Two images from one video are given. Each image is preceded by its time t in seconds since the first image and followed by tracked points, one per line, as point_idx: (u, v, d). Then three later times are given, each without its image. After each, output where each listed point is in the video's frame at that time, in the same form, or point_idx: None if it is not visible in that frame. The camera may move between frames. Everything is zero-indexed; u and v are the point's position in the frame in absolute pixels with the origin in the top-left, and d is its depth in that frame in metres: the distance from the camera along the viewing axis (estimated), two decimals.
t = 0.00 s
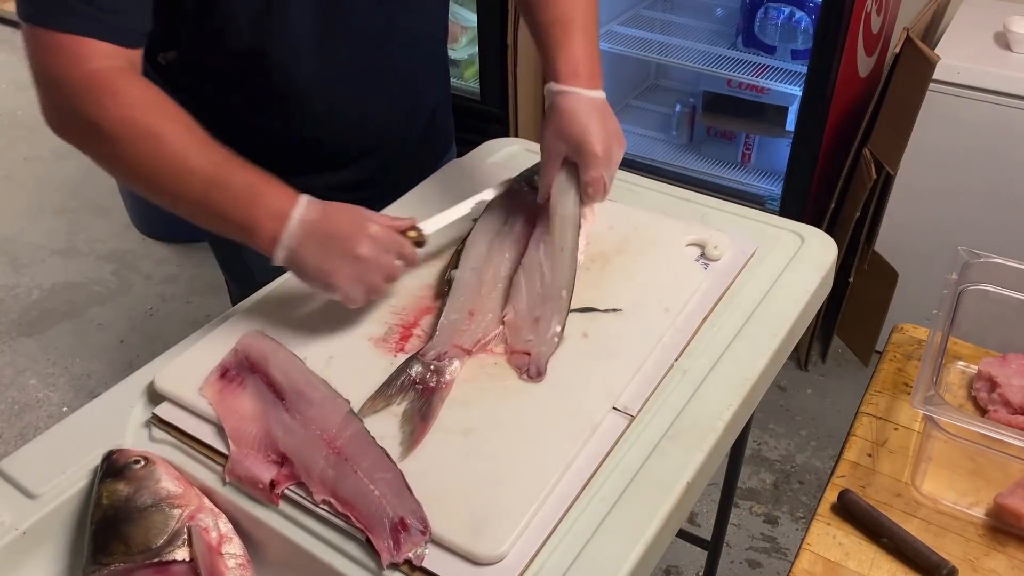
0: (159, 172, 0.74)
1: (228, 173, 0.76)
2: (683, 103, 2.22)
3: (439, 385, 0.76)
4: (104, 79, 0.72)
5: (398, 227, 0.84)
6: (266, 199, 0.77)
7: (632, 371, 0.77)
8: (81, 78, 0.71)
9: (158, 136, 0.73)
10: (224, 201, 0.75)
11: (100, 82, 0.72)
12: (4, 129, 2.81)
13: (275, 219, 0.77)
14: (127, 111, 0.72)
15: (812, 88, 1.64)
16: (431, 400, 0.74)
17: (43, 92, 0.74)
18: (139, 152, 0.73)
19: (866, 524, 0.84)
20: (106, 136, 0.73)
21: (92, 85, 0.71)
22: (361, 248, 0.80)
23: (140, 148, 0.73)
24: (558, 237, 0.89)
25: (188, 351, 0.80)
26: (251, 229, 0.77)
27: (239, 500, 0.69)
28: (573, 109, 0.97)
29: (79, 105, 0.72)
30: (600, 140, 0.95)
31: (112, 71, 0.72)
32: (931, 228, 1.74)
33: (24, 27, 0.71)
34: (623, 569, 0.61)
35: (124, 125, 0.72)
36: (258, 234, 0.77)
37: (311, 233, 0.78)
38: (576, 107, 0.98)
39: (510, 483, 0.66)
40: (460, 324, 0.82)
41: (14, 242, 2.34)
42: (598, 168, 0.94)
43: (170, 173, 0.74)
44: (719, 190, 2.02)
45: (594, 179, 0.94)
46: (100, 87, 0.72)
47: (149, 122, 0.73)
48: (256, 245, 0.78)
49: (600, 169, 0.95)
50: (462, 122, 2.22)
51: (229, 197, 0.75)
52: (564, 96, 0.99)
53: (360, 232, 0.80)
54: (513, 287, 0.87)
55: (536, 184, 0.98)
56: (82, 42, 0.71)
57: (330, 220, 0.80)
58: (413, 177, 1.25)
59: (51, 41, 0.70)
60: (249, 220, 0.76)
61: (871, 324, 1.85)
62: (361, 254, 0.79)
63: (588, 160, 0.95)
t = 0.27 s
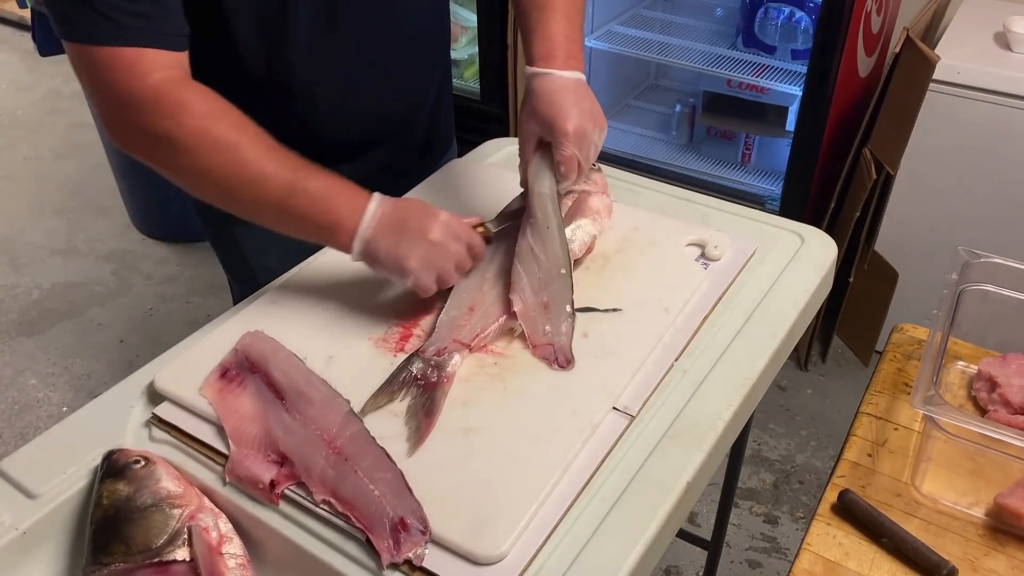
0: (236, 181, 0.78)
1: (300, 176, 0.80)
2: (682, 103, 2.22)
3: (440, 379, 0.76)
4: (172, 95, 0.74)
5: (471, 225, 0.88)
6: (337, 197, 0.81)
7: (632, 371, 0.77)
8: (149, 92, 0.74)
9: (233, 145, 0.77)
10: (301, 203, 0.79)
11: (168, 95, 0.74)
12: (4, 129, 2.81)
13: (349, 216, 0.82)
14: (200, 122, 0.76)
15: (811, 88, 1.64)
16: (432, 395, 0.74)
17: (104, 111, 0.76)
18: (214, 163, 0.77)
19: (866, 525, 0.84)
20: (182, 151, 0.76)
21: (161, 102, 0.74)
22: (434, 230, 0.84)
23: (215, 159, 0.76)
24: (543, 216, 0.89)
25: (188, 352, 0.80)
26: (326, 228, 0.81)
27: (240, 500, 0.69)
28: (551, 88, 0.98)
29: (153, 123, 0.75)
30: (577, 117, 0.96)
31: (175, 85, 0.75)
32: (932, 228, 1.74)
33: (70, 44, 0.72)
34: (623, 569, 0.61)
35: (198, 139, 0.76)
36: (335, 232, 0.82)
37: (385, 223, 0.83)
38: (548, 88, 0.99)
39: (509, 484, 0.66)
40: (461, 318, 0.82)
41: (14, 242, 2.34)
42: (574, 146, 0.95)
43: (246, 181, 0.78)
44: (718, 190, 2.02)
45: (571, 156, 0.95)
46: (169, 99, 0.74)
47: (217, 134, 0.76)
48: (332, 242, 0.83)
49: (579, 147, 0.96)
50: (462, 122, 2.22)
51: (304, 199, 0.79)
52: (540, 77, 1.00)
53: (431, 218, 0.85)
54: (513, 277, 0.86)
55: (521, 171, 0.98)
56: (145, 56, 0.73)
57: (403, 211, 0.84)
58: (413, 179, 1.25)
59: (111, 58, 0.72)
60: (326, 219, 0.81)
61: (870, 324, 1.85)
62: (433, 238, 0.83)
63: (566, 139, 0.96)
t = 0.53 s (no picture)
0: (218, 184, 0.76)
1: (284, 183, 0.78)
2: (683, 103, 2.22)
3: (439, 379, 0.76)
4: (161, 94, 0.74)
5: (457, 254, 0.84)
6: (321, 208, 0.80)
7: (632, 371, 0.77)
8: (140, 89, 0.74)
9: (221, 149, 0.76)
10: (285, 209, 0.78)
11: (160, 94, 0.74)
12: (4, 129, 2.81)
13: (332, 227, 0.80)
14: (190, 122, 0.75)
15: (811, 88, 1.64)
16: (432, 395, 0.74)
17: (94, 111, 0.76)
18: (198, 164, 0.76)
19: (866, 525, 0.84)
20: (166, 151, 0.75)
21: (150, 100, 0.74)
22: (414, 251, 0.81)
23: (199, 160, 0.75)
24: (535, 212, 0.89)
25: (188, 352, 0.80)
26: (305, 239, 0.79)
27: (239, 500, 0.69)
28: (542, 87, 0.98)
29: (139, 121, 0.74)
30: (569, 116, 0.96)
31: (164, 85, 0.75)
32: (932, 228, 1.74)
33: (63, 40, 0.72)
34: (623, 569, 0.61)
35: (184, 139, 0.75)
36: (316, 244, 0.80)
37: (364, 243, 0.80)
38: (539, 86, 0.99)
39: (509, 484, 0.66)
40: (459, 318, 0.82)
41: (14, 242, 2.34)
42: (566, 145, 0.95)
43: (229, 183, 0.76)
44: (719, 190, 2.02)
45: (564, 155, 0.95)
46: (159, 98, 0.74)
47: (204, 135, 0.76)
48: (312, 255, 0.80)
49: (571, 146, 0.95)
50: (463, 122, 2.22)
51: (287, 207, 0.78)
52: (531, 77, 1.00)
53: (413, 242, 0.82)
54: (508, 275, 0.85)
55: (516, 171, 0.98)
56: (140, 54, 0.74)
57: (383, 232, 0.81)
58: (412, 179, 1.26)
59: (102, 54, 0.72)
60: (308, 228, 0.79)
61: (870, 324, 1.85)
62: (412, 261, 0.80)
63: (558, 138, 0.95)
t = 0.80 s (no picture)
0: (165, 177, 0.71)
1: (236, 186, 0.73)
2: (683, 103, 2.22)
3: (440, 379, 0.76)
4: (120, 71, 0.70)
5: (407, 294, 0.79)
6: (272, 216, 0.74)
7: (632, 371, 0.77)
8: (102, 63, 0.69)
9: (174, 136, 0.71)
10: (231, 212, 0.72)
11: (121, 71, 0.70)
12: (5, 129, 2.81)
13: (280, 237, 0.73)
14: (146, 104, 0.70)
15: (811, 88, 1.63)
16: (433, 395, 0.74)
17: (52, 81, 0.71)
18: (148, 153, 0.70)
19: (866, 524, 0.84)
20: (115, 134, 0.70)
21: (108, 76, 0.69)
22: (358, 276, 0.74)
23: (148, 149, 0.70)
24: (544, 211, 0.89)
25: (187, 352, 0.80)
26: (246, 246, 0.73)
27: (239, 500, 0.69)
28: (568, 74, 0.94)
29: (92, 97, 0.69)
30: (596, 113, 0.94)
31: (126, 69, 0.70)
32: (932, 228, 1.74)
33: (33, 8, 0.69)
34: (623, 570, 0.61)
35: (136, 126, 0.70)
36: (257, 253, 0.73)
37: (310, 260, 0.74)
38: (569, 68, 0.94)
39: (509, 484, 0.66)
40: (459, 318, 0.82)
41: (14, 242, 2.34)
42: (586, 144, 0.94)
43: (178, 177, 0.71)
44: (719, 190, 2.03)
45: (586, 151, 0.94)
46: (118, 75, 0.69)
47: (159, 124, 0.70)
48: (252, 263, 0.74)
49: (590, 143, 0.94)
50: (463, 122, 2.22)
51: (234, 210, 0.72)
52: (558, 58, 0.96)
53: (363, 267, 0.76)
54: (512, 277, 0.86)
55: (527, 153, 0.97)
56: (107, 29, 0.70)
57: (333, 251, 0.75)
58: (411, 180, 1.26)
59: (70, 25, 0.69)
60: (253, 234, 0.73)
61: (870, 324, 1.85)
62: (355, 288, 0.74)
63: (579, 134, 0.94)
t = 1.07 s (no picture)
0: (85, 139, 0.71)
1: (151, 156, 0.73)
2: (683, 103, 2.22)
3: (440, 378, 0.76)
4: (55, 33, 0.71)
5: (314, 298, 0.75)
6: (184, 189, 0.74)
7: (633, 371, 0.77)
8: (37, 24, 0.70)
9: (99, 99, 0.71)
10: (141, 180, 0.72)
11: (55, 34, 0.71)
12: (5, 129, 2.81)
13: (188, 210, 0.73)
14: (77, 68, 0.71)
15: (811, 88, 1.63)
16: (433, 394, 0.74)
17: None
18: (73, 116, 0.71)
19: (866, 524, 0.84)
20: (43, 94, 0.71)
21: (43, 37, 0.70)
22: (266, 264, 0.73)
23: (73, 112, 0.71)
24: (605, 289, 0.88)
25: (187, 352, 0.80)
26: (161, 213, 0.73)
27: (239, 500, 0.69)
28: (638, 162, 0.96)
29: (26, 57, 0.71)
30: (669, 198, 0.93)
31: (66, 35, 0.71)
32: (932, 228, 1.74)
33: None
34: (623, 569, 0.61)
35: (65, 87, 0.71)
36: (159, 218, 0.73)
37: (204, 243, 0.73)
38: (638, 158, 0.96)
39: (509, 484, 0.66)
40: (460, 319, 0.83)
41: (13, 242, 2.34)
42: (664, 226, 0.91)
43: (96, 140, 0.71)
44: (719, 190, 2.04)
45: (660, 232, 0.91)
46: (53, 38, 0.71)
47: (87, 89, 0.71)
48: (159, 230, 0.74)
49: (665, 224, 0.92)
50: (463, 122, 2.22)
51: (145, 175, 0.72)
52: (629, 146, 0.97)
53: (258, 262, 0.73)
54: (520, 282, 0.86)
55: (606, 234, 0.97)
56: None
57: (238, 235, 0.74)
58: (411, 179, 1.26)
59: None
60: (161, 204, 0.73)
61: (870, 325, 1.85)
62: (240, 283, 0.72)
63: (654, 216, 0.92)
